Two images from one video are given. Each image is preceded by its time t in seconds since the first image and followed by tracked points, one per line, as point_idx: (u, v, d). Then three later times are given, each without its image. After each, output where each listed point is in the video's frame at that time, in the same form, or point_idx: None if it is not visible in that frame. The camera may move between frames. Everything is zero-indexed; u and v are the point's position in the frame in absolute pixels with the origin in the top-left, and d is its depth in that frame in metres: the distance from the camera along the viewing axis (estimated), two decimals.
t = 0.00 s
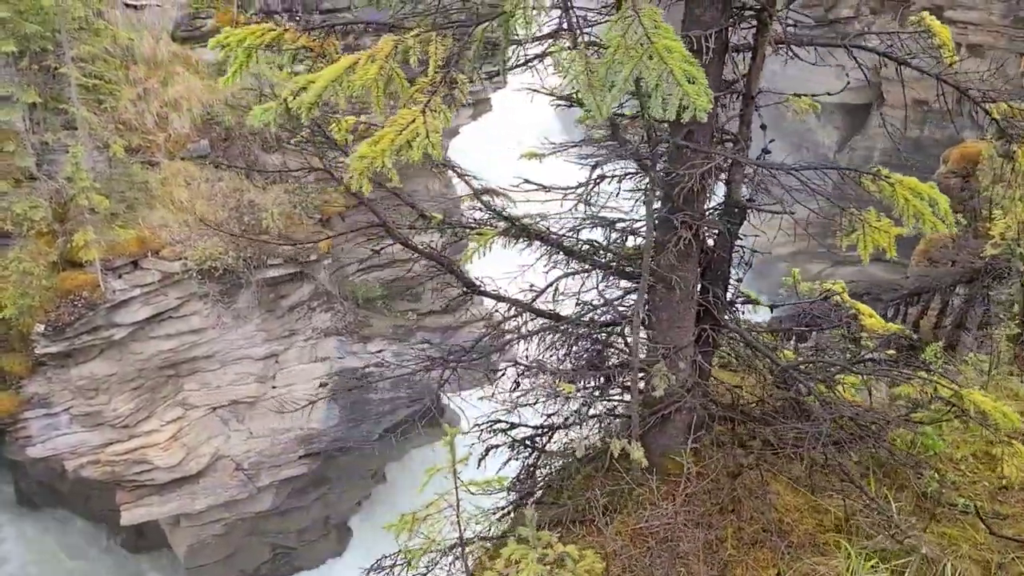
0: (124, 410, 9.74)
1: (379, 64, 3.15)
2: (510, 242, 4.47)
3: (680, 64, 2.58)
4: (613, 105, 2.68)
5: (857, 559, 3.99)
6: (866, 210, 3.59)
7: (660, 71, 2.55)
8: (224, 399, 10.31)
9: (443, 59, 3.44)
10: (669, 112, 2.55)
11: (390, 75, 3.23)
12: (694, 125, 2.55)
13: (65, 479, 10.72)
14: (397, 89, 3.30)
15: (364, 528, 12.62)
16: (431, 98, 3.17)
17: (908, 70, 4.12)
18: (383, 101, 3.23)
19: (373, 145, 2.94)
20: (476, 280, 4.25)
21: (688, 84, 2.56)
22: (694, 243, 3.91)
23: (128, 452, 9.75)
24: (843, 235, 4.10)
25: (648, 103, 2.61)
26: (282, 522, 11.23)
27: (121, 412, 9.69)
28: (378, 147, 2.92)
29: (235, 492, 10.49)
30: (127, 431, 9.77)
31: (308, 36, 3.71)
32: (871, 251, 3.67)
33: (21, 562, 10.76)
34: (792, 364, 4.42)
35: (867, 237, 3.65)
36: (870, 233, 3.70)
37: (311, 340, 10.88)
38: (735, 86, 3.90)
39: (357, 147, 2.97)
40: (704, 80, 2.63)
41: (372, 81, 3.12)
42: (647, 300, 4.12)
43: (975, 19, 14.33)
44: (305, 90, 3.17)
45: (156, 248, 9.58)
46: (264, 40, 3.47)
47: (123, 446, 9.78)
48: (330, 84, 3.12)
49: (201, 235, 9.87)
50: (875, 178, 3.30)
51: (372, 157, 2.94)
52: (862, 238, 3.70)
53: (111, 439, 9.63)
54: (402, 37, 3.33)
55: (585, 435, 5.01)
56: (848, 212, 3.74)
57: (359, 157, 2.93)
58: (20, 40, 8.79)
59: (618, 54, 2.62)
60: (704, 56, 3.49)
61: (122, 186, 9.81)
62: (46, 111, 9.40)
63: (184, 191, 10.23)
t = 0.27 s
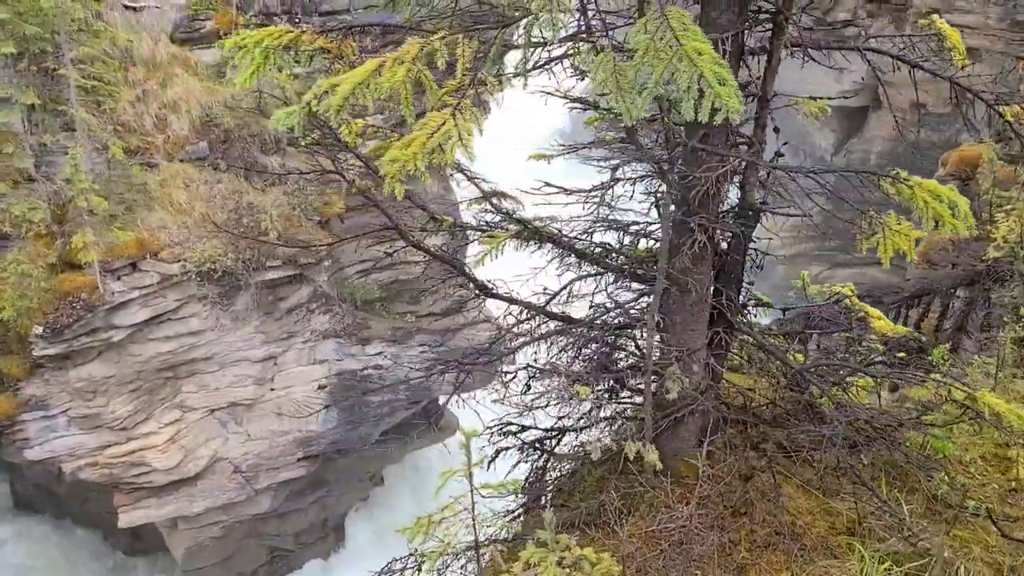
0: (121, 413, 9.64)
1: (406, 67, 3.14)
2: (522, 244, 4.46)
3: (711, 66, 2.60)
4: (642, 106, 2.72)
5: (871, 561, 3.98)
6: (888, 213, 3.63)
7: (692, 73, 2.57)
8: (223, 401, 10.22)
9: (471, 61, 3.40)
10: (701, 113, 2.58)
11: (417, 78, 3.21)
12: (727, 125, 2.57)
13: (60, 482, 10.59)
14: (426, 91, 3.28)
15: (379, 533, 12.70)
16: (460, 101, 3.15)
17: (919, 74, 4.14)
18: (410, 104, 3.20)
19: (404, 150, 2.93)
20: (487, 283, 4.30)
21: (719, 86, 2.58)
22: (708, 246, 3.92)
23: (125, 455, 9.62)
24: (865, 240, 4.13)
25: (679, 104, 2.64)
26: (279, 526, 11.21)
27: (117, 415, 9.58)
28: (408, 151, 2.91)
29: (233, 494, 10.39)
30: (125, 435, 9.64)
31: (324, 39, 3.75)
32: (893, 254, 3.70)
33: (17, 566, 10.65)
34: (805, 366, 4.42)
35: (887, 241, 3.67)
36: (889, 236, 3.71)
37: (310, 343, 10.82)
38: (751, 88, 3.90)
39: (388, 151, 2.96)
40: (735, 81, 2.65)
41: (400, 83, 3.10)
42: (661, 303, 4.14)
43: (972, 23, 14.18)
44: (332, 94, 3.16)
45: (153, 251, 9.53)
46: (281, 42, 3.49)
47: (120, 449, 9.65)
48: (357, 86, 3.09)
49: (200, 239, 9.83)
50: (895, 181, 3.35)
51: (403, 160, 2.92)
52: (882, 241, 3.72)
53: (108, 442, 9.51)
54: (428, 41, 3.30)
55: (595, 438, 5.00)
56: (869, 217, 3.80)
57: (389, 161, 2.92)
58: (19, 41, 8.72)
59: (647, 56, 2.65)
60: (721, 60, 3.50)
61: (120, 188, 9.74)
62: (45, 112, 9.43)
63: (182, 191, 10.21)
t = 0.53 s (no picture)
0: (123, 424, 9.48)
1: (432, 77, 3.14)
2: (536, 248, 4.46)
3: (737, 67, 2.69)
4: (670, 105, 2.81)
5: (893, 559, 3.98)
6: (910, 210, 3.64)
7: (718, 76, 2.66)
8: (225, 410, 10.12)
9: (496, 65, 3.41)
10: (728, 115, 2.66)
11: (444, 86, 3.22)
12: (753, 127, 2.65)
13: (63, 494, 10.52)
14: (453, 98, 3.27)
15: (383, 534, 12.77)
16: (487, 108, 3.19)
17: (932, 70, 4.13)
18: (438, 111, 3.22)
19: (436, 160, 3.07)
20: (503, 288, 4.31)
21: (745, 88, 2.66)
22: (725, 246, 3.93)
23: (130, 465, 9.46)
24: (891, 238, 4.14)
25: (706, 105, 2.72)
26: (282, 535, 11.17)
27: (119, 425, 9.43)
28: (440, 161, 3.06)
29: (237, 503, 10.36)
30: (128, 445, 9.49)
31: (341, 44, 3.79)
32: (915, 252, 3.71)
33: None
34: (823, 365, 4.41)
35: (912, 239, 3.68)
36: (914, 234, 3.71)
37: (311, 350, 10.69)
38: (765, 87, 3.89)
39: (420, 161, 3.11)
40: (761, 81, 2.75)
41: (428, 92, 3.11)
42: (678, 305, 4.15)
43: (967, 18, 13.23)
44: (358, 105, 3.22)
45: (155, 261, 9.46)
46: (297, 48, 3.49)
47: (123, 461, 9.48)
48: (383, 98, 3.15)
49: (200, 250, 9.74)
50: (914, 178, 3.37)
51: (436, 170, 3.07)
52: (906, 238, 3.72)
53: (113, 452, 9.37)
54: (452, 47, 3.28)
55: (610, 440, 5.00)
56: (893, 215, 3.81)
57: (422, 172, 3.07)
58: (14, 53, 8.69)
59: (674, 58, 2.74)
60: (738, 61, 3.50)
61: (116, 199, 9.66)
62: (42, 124, 9.46)
63: (181, 200, 10.09)
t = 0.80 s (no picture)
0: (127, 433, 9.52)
1: (453, 78, 3.17)
2: (549, 249, 4.47)
3: (756, 64, 2.74)
4: (690, 102, 2.85)
5: (913, 551, 3.98)
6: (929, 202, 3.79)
7: (738, 73, 2.72)
8: (228, 418, 10.03)
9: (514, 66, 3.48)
10: (749, 110, 2.71)
11: (465, 87, 3.23)
12: (774, 121, 2.70)
13: (67, 505, 10.46)
14: (475, 98, 3.28)
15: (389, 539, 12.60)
16: (507, 110, 3.28)
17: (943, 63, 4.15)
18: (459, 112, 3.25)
19: (457, 162, 3.20)
20: (517, 289, 4.32)
21: (765, 83, 2.71)
22: (741, 243, 3.95)
23: (133, 475, 9.50)
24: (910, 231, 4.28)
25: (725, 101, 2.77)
26: (288, 541, 11.09)
27: (122, 435, 9.47)
28: (461, 163, 3.19)
29: (242, 510, 10.23)
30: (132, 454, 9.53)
31: (357, 48, 3.79)
32: (935, 243, 3.85)
33: None
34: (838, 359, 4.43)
35: (933, 231, 3.83)
36: (934, 224, 3.85)
37: (313, 356, 10.58)
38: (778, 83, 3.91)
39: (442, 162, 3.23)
40: (780, 77, 2.80)
41: (450, 94, 3.15)
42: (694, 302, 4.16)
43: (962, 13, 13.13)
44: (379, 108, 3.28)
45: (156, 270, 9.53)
46: (312, 54, 3.54)
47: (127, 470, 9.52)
48: (404, 99, 3.18)
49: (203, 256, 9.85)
50: (932, 171, 3.51)
51: (458, 171, 3.20)
52: (928, 229, 3.87)
53: (115, 463, 9.44)
54: (471, 50, 3.32)
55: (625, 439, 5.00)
56: (913, 208, 3.95)
57: (444, 172, 3.19)
58: (12, 65, 8.60)
59: (694, 56, 2.78)
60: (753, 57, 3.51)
61: (117, 208, 9.74)
62: (41, 134, 9.43)
63: (181, 208, 10.16)
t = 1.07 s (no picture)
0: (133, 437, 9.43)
1: (471, 75, 3.22)
2: (562, 250, 4.52)
3: (770, 65, 2.76)
4: (704, 105, 2.88)
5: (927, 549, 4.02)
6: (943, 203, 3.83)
7: (753, 73, 2.75)
8: (233, 421, 10.14)
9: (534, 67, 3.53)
10: (763, 110, 2.74)
11: (484, 85, 3.30)
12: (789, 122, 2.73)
13: (72, 509, 10.49)
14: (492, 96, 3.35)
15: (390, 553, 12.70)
16: (524, 110, 3.34)
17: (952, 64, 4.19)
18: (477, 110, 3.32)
19: (472, 157, 3.25)
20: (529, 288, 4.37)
21: (780, 84, 2.74)
22: (752, 243, 4.00)
23: (138, 479, 9.46)
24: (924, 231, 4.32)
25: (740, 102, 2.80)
26: (291, 545, 11.27)
27: (127, 439, 9.38)
28: (477, 158, 3.24)
29: (245, 514, 10.45)
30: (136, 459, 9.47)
31: (376, 53, 3.87)
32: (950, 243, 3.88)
33: None
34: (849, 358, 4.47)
35: (944, 232, 3.85)
36: (946, 226, 3.88)
37: (317, 360, 10.65)
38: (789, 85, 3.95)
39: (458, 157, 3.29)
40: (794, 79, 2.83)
41: (469, 91, 3.20)
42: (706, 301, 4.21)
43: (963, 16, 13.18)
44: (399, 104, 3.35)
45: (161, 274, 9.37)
46: (332, 58, 3.61)
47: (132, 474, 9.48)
48: (424, 96, 3.25)
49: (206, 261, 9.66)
50: (946, 172, 3.56)
51: (474, 166, 3.25)
52: (940, 229, 3.90)
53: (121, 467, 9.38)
54: (491, 49, 3.37)
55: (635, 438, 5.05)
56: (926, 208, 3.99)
57: (460, 167, 3.25)
58: (19, 71, 8.55)
59: (709, 58, 2.81)
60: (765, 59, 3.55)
61: (124, 211, 9.55)
62: (48, 140, 9.23)
63: (186, 213, 9.94)
